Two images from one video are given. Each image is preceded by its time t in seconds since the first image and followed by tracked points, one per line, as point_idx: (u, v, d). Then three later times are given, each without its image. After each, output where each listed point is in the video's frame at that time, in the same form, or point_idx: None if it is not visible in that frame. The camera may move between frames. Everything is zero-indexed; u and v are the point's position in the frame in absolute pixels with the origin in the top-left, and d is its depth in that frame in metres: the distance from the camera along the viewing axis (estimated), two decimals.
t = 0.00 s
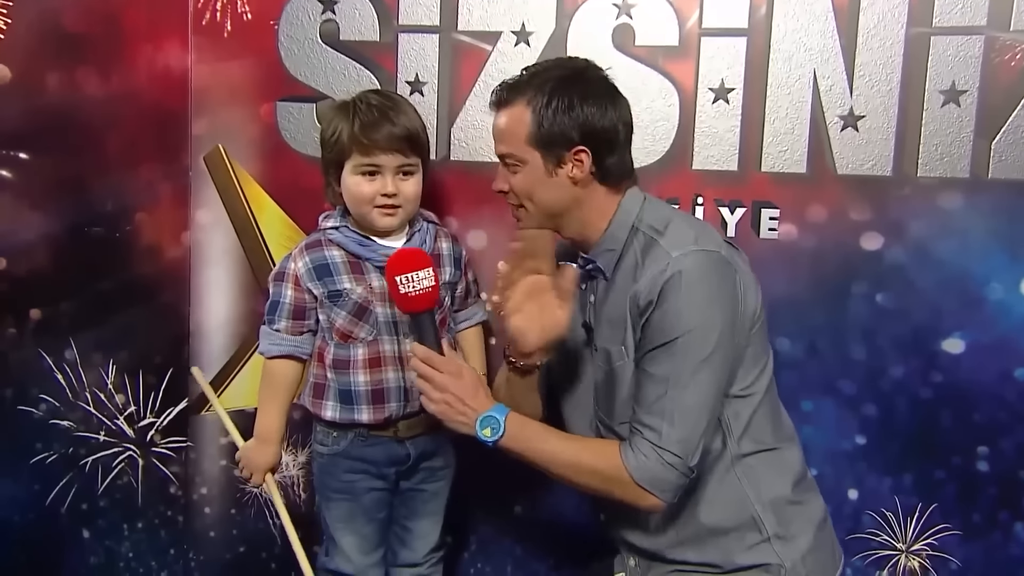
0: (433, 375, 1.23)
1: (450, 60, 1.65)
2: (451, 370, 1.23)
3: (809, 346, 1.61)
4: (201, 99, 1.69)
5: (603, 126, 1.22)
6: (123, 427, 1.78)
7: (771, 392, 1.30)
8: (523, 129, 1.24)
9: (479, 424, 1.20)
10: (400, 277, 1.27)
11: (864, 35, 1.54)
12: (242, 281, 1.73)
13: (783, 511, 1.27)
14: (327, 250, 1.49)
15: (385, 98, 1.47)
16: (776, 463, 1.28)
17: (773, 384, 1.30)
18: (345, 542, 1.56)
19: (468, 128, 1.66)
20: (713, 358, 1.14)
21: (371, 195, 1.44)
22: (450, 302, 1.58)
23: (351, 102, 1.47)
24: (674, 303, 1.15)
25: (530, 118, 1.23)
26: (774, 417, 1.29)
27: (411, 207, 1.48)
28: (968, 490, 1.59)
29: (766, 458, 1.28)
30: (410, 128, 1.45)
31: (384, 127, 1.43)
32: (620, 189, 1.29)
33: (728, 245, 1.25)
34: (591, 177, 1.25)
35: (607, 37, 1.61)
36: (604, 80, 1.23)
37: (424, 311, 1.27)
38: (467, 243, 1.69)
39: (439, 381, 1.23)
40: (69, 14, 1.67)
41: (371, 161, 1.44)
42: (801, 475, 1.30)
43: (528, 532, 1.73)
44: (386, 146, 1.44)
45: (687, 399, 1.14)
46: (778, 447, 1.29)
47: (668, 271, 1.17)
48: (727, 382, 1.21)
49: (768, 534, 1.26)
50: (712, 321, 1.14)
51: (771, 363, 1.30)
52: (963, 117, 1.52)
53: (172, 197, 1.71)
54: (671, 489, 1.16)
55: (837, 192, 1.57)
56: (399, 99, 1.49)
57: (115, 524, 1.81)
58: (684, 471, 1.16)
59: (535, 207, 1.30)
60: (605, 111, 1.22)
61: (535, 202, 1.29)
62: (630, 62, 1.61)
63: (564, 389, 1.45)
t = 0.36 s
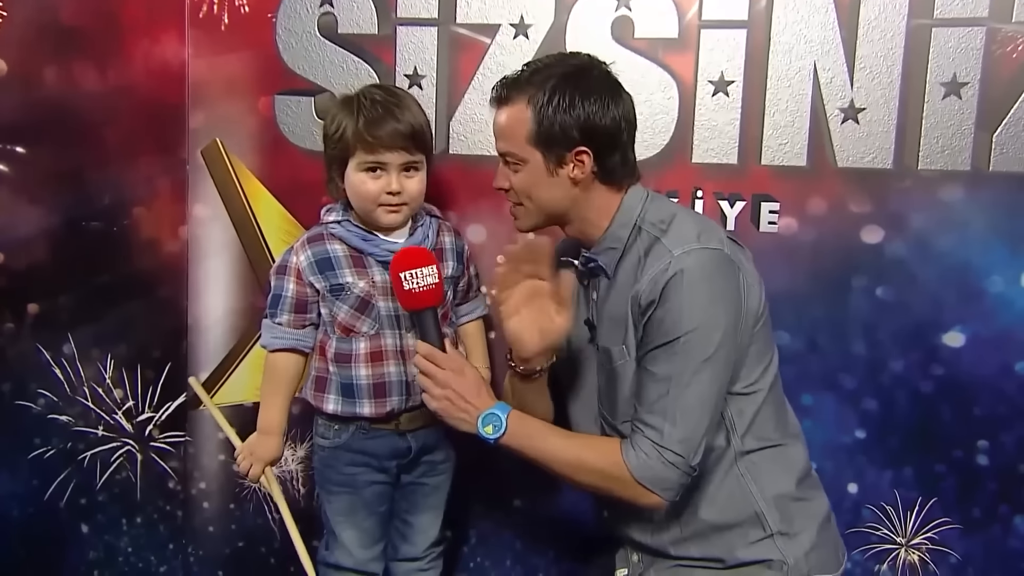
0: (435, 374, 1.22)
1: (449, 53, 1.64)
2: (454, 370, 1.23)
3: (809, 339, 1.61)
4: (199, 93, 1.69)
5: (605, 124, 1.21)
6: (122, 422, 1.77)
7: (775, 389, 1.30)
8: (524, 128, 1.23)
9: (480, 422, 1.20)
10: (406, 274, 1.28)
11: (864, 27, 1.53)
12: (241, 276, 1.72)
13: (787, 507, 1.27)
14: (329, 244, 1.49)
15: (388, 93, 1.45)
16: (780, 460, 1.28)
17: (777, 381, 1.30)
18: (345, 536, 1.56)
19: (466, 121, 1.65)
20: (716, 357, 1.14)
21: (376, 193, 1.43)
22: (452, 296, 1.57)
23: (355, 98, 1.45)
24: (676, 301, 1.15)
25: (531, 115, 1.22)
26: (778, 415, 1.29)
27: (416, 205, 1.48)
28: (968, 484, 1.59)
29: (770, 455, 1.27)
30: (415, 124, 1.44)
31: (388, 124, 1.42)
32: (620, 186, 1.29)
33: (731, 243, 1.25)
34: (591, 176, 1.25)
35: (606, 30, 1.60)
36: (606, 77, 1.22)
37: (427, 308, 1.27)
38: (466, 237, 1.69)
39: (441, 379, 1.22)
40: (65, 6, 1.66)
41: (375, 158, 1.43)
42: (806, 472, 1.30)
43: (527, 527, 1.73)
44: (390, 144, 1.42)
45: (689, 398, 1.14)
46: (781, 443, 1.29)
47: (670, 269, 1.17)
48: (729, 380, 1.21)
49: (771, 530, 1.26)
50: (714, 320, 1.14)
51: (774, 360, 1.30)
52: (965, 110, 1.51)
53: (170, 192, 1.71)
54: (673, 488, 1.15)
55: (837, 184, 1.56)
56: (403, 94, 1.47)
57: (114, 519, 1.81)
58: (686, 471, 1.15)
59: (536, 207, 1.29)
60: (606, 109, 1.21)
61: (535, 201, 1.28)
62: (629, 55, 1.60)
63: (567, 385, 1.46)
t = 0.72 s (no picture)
0: (426, 363, 1.22)
1: (445, 53, 1.64)
2: (445, 358, 1.22)
3: (804, 337, 1.61)
4: (194, 92, 1.68)
5: (591, 127, 1.21)
6: (116, 423, 1.77)
7: (764, 387, 1.30)
8: (510, 132, 1.23)
9: (470, 413, 1.20)
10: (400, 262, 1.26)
11: (858, 27, 1.53)
12: (235, 276, 1.72)
13: (778, 504, 1.27)
14: (332, 241, 1.49)
15: (399, 97, 1.45)
16: (769, 458, 1.28)
17: (765, 380, 1.30)
18: (342, 534, 1.55)
19: (462, 121, 1.65)
20: (700, 356, 1.14)
21: (381, 199, 1.43)
22: (451, 298, 1.58)
23: (366, 99, 1.45)
24: (660, 300, 1.16)
25: (516, 120, 1.22)
26: (767, 413, 1.29)
27: (421, 210, 1.47)
28: (962, 481, 1.59)
29: (759, 453, 1.28)
30: (423, 131, 1.43)
31: (395, 129, 1.41)
32: (607, 188, 1.29)
33: (718, 243, 1.25)
34: (579, 178, 1.26)
35: (602, 30, 1.60)
36: (592, 80, 1.22)
37: (419, 299, 1.26)
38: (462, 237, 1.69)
39: (432, 369, 1.22)
40: (60, 5, 1.66)
41: (381, 163, 1.42)
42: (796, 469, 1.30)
43: (523, 526, 1.73)
44: (397, 150, 1.41)
45: (674, 396, 1.14)
46: (771, 441, 1.29)
47: (655, 269, 1.17)
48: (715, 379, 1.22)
49: (763, 527, 1.26)
50: (698, 319, 1.14)
51: (762, 359, 1.30)
52: (958, 110, 1.52)
53: (165, 191, 1.70)
54: (658, 486, 1.15)
55: (832, 184, 1.57)
56: (415, 98, 1.46)
57: (109, 519, 1.80)
58: (671, 469, 1.15)
59: (524, 211, 1.29)
60: (592, 111, 1.21)
61: (525, 206, 1.28)
62: (625, 55, 1.60)
63: (559, 383, 1.46)
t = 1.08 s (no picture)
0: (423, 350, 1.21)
1: (443, 54, 1.63)
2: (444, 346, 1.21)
3: (804, 338, 1.60)
4: (190, 93, 1.68)
5: (591, 124, 1.21)
6: (113, 425, 1.76)
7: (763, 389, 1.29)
8: (512, 132, 1.22)
9: (466, 402, 1.19)
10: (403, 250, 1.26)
11: (859, 27, 1.53)
12: (233, 277, 1.71)
13: (778, 505, 1.26)
14: (335, 241, 1.48)
15: (409, 97, 1.44)
16: (767, 459, 1.27)
17: (765, 382, 1.30)
18: (341, 539, 1.54)
19: (460, 122, 1.64)
20: (700, 354, 1.13)
21: (385, 196, 1.42)
22: (454, 300, 1.57)
23: (377, 97, 1.44)
24: (661, 298, 1.15)
25: (517, 119, 1.21)
26: (765, 415, 1.28)
27: (424, 210, 1.46)
28: (963, 483, 1.58)
29: (759, 454, 1.27)
30: (430, 130, 1.42)
31: (404, 127, 1.41)
32: (609, 187, 1.29)
33: (720, 244, 1.24)
34: (581, 178, 1.25)
35: (601, 30, 1.59)
36: (591, 77, 1.22)
37: (419, 287, 1.25)
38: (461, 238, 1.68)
39: (429, 355, 1.21)
40: (56, 5, 1.65)
41: (386, 159, 1.42)
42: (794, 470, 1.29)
43: (522, 529, 1.72)
44: (403, 148, 1.40)
45: (672, 394, 1.13)
46: (770, 442, 1.28)
47: (657, 267, 1.17)
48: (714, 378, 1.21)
49: (762, 527, 1.25)
50: (700, 317, 1.13)
51: (761, 361, 1.29)
52: (959, 109, 1.51)
53: (162, 192, 1.69)
54: (653, 484, 1.14)
55: (832, 184, 1.56)
56: (425, 99, 1.46)
57: (105, 523, 1.79)
58: (667, 468, 1.14)
59: (527, 211, 1.28)
60: (593, 108, 1.21)
61: (527, 206, 1.27)
62: (624, 55, 1.59)
63: (559, 385, 1.45)
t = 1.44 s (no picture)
0: (416, 381, 1.18)
1: (441, 53, 1.60)
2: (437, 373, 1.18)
3: (810, 342, 1.57)
4: (185, 94, 1.65)
5: (596, 121, 1.18)
6: (106, 432, 1.73)
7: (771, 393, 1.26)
8: (517, 130, 1.19)
9: (469, 431, 1.16)
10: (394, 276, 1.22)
11: (865, 24, 1.49)
12: (228, 281, 1.68)
13: (785, 513, 1.23)
14: (336, 243, 1.45)
15: (409, 97, 1.41)
16: (776, 466, 1.25)
17: (774, 388, 1.27)
18: (341, 546, 1.51)
19: (458, 123, 1.61)
20: (711, 360, 1.11)
21: (383, 197, 1.40)
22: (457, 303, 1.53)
23: (375, 98, 1.41)
24: (671, 303, 1.12)
25: (521, 118, 1.18)
26: (774, 421, 1.26)
27: (422, 212, 1.43)
28: (974, 490, 1.55)
29: (767, 461, 1.24)
30: (429, 131, 1.39)
31: (402, 127, 1.38)
32: (616, 186, 1.25)
33: (728, 247, 1.22)
34: (587, 176, 1.22)
35: (601, 28, 1.56)
36: (595, 73, 1.19)
37: (411, 313, 1.23)
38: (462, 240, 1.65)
39: (423, 384, 1.18)
40: (47, 5, 1.62)
41: (384, 159, 1.39)
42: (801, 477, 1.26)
43: (523, 538, 1.69)
44: (402, 148, 1.38)
45: (685, 402, 1.10)
46: (779, 448, 1.25)
47: (667, 271, 1.14)
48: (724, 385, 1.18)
49: (770, 536, 1.22)
50: (711, 323, 1.10)
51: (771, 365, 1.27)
52: (968, 108, 1.48)
53: (155, 194, 1.66)
54: (667, 494, 1.11)
55: (838, 185, 1.53)
56: (425, 99, 1.43)
57: (98, 532, 1.76)
58: (680, 476, 1.11)
59: (535, 211, 1.24)
60: (598, 104, 1.18)
61: (533, 207, 1.24)
62: (625, 53, 1.56)
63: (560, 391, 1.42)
